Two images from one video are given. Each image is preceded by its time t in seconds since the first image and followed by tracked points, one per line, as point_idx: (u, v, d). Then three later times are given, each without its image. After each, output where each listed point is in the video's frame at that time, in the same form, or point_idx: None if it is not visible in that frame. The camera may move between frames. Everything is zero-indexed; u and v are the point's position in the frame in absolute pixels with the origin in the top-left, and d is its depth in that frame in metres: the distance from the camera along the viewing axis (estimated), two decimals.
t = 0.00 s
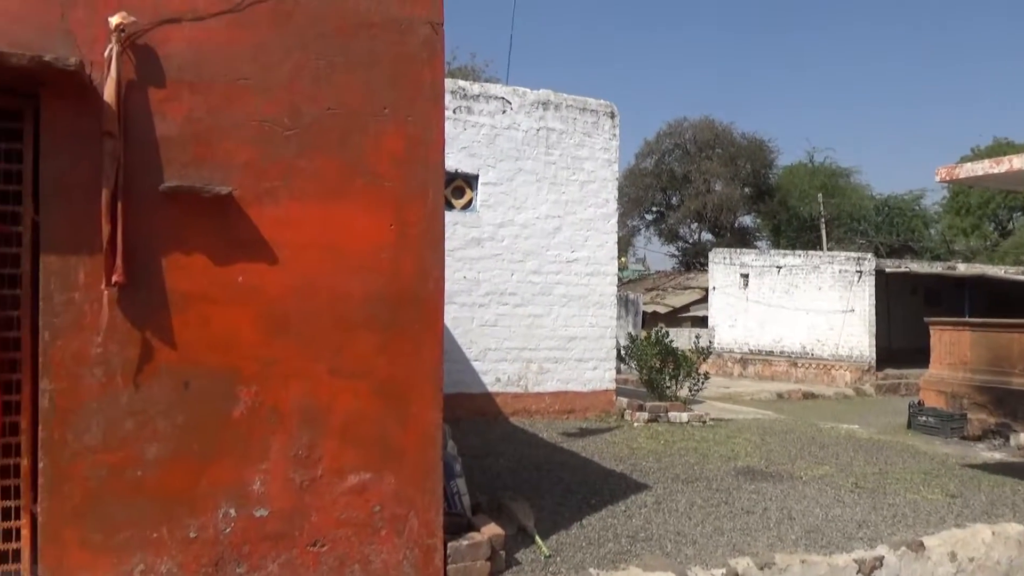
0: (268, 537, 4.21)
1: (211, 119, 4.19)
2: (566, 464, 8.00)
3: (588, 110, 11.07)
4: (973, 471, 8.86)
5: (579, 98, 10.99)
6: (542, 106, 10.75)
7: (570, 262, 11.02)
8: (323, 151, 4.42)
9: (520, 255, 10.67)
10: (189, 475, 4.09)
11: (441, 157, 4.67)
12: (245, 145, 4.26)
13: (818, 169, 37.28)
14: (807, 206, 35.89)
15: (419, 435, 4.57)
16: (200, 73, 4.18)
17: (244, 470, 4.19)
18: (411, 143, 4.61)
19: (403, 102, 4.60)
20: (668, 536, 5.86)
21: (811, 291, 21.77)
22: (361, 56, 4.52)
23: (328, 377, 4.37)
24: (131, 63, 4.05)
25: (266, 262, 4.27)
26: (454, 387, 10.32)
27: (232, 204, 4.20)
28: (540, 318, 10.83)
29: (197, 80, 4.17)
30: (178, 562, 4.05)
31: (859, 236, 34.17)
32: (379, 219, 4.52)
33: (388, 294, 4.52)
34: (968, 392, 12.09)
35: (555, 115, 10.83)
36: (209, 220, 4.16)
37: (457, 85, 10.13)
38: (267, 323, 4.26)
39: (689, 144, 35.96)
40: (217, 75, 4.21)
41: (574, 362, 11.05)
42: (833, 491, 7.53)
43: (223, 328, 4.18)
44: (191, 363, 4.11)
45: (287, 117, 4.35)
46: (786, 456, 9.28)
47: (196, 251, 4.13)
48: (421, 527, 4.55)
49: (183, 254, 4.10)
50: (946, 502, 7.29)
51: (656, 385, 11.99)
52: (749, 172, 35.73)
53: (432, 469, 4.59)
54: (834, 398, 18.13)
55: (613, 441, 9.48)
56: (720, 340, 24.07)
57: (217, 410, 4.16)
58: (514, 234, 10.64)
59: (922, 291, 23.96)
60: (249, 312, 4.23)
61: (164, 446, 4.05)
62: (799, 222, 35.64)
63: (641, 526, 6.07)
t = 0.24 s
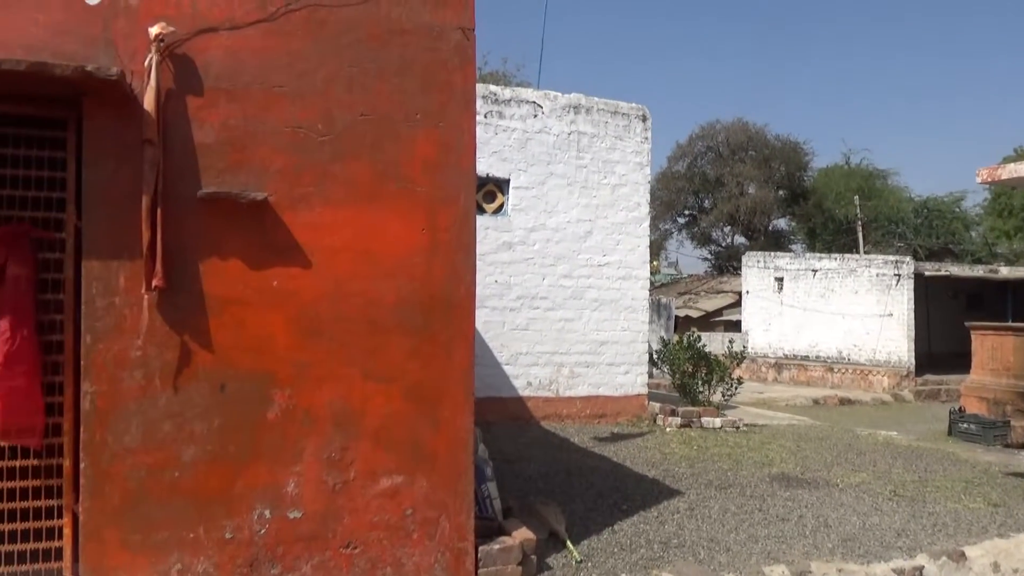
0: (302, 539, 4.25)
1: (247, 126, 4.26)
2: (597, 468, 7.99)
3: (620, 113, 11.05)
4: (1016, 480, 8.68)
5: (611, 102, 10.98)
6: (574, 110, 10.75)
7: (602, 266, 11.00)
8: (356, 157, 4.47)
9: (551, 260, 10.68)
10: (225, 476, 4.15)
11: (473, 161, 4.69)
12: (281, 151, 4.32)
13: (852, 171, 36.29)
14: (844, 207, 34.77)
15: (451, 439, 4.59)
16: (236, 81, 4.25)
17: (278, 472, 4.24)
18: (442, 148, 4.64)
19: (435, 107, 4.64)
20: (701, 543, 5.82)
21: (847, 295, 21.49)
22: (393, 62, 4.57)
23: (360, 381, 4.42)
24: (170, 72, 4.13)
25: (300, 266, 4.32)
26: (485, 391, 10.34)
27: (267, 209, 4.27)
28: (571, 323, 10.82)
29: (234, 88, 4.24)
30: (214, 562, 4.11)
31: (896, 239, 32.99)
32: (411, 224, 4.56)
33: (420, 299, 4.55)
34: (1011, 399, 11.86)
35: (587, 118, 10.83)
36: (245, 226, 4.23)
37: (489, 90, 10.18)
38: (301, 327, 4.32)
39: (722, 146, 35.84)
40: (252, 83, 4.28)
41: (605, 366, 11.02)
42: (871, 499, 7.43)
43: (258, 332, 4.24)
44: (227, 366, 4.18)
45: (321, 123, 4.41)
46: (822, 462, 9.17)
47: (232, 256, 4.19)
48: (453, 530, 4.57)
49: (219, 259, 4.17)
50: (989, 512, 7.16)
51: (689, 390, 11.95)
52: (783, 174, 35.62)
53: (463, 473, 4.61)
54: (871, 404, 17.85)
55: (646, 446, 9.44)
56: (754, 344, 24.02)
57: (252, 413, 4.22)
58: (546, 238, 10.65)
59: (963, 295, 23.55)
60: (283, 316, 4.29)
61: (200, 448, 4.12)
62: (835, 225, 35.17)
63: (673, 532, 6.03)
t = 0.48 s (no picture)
0: (321, 540, 4.28)
1: (268, 131, 4.30)
2: (616, 471, 7.97)
3: (638, 115, 11.02)
4: None
5: (630, 104, 10.95)
6: (592, 112, 10.74)
7: (620, 268, 10.98)
8: (376, 160, 4.49)
9: (569, 262, 10.67)
10: (245, 477, 4.19)
11: (491, 164, 4.71)
12: (301, 155, 4.35)
13: (874, 172, 35.86)
14: (865, 209, 34.34)
15: (469, 441, 4.60)
16: (258, 86, 4.29)
17: (297, 473, 4.27)
18: (461, 151, 4.66)
19: (453, 111, 4.65)
20: (721, 547, 5.79)
21: (869, 297, 21.31)
22: (412, 66, 4.59)
23: (379, 383, 4.44)
24: (192, 77, 4.18)
25: (319, 269, 4.35)
26: (503, 394, 10.36)
27: (287, 213, 4.30)
28: (590, 325, 10.81)
29: (255, 93, 4.28)
30: (234, 562, 4.15)
31: (920, 240, 32.94)
32: (430, 227, 4.57)
33: (438, 301, 4.57)
34: None
35: (605, 121, 10.81)
36: (265, 229, 4.27)
37: (507, 93, 10.20)
38: (320, 329, 4.35)
39: (742, 147, 35.66)
40: (273, 87, 4.32)
41: (624, 369, 11.00)
42: (894, 504, 7.36)
43: (278, 334, 4.27)
44: (247, 367, 4.22)
45: (340, 126, 4.44)
46: (844, 467, 9.09)
47: (253, 259, 4.23)
48: (471, 533, 4.58)
49: (240, 262, 4.21)
50: (1015, 518, 7.06)
51: (708, 393, 11.83)
52: (804, 176, 35.44)
53: (481, 475, 4.62)
54: (893, 408, 17.69)
55: (664, 450, 9.41)
56: (774, 347, 23.93)
57: (272, 414, 4.25)
58: (564, 240, 10.65)
59: (988, 297, 23.28)
60: (303, 318, 4.32)
61: (221, 449, 4.16)
62: (856, 227, 34.87)
63: (693, 536, 6.01)
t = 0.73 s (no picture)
0: (332, 541, 4.29)
1: (280, 134, 4.32)
2: (626, 474, 7.96)
3: (649, 117, 11.01)
4: None
5: (640, 106, 10.94)
6: (603, 114, 10.74)
7: (631, 270, 10.96)
8: (387, 162, 4.51)
9: (580, 264, 10.67)
10: (256, 478, 4.21)
11: (501, 166, 4.71)
12: (313, 158, 4.37)
13: (887, 173, 35.80)
14: (878, 211, 34.11)
15: (480, 443, 4.60)
16: (270, 89, 4.32)
17: (308, 475, 4.29)
18: (472, 153, 4.67)
19: (464, 113, 4.66)
20: (732, 551, 5.78)
21: (883, 299, 21.20)
22: (424, 69, 4.61)
23: (390, 385, 4.45)
24: (205, 81, 4.21)
25: (330, 271, 4.37)
26: (514, 396, 10.36)
27: (299, 215, 4.32)
28: (600, 327, 10.79)
29: (267, 96, 4.31)
30: (246, 563, 4.16)
31: (934, 241, 32.81)
32: (440, 229, 4.58)
33: (449, 303, 4.57)
34: None
35: (616, 123, 10.81)
36: (277, 231, 4.29)
37: (518, 95, 10.21)
38: (332, 330, 4.36)
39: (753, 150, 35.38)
40: (285, 90, 4.34)
41: (634, 371, 10.98)
42: (907, 508, 7.31)
43: (290, 336, 4.29)
44: (259, 369, 4.24)
45: (352, 129, 4.46)
46: (857, 470, 9.04)
47: (265, 261, 4.25)
48: (481, 535, 4.58)
49: (252, 264, 4.23)
50: None
51: (719, 396, 11.82)
52: (816, 178, 35.32)
53: (491, 477, 4.62)
54: (906, 410, 17.57)
55: (675, 452, 9.38)
56: (786, 350, 23.85)
57: (284, 416, 4.27)
58: (575, 242, 10.65)
59: (1002, 299, 23.13)
60: (315, 320, 4.34)
61: (233, 450, 4.18)
62: (869, 228, 34.69)
63: (704, 539, 5.99)
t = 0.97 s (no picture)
0: (327, 544, 4.29)
1: (277, 135, 4.32)
2: (623, 476, 7.96)
3: (646, 120, 11.02)
4: None
5: (637, 109, 10.95)
6: (600, 116, 10.75)
7: (628, 272, 10.96)
8: (384, 164, 4.51)
9: (577, 266, 10.68)
10: (252, 481, 4.20)
11: (498, 169, 4.72)
12: (310, 160, 4.37)
13: (884, 175, 35.95)
14: (874, 213, 34.16)
15: (476, 446, 4.60)
16: (267, 91, 4.31)
17: (304, 477, 4.28)
18: (469, 155, 4.67)
19: (462, 115, 4.66)
20: (728, 553, 5.78)
21: (879, 302, 21.23)
22: (421, 71, 4.61)
23: (386, 387, 4.44)
24: (202, 82, 4.21)
25: (327, 273, 4.36)
26: (510, 398, 10.36)
27: (296, 217, 4.32)
28: (597, 329, 10.80)
29: (264, 98, 4.30)
30: (241, 566, 4.15)
31: (930, 245, 32.79)
32: (438, 231, 4.58)
33: (445, 305, 4.57)
34: None
35: (613, 125, 10.82)
36: (274, 233, 4.28)
37: (515, 97, 10.22)
38: (328, 332, 4.36)
39: (750, 153, 35.43)
40: (282, 92, 4.34)
41: (631, 373, 10.98)
42: (903, 510, 7.32)
43: (286, 337, 4.29)
44: (255, 371, 4.23)
45: (349, 131, 4.45)
46: (853, 472, 9.05)
47: (262, 262, 4.25)
48: (477, 538, 4.57)
49: (249, 266, 4.23)
50: None
51: (715, 398, 11.84)
52: (812, 180, 35.39)
53: (488, 480, 4.61)
54: (902, 413, 17.59)
55: (671, 455, 9.38)
56: (783, 352, 23.93)
57: (280, 418, 4.26)
58: (572, 244, 10.65)
59: (998, 302, 23.15)
60: (312, 322, 4.33)
61: (229, 452, 4.17)
62: (865, 231, 34.73)
63: (700, 542, 5.99)
